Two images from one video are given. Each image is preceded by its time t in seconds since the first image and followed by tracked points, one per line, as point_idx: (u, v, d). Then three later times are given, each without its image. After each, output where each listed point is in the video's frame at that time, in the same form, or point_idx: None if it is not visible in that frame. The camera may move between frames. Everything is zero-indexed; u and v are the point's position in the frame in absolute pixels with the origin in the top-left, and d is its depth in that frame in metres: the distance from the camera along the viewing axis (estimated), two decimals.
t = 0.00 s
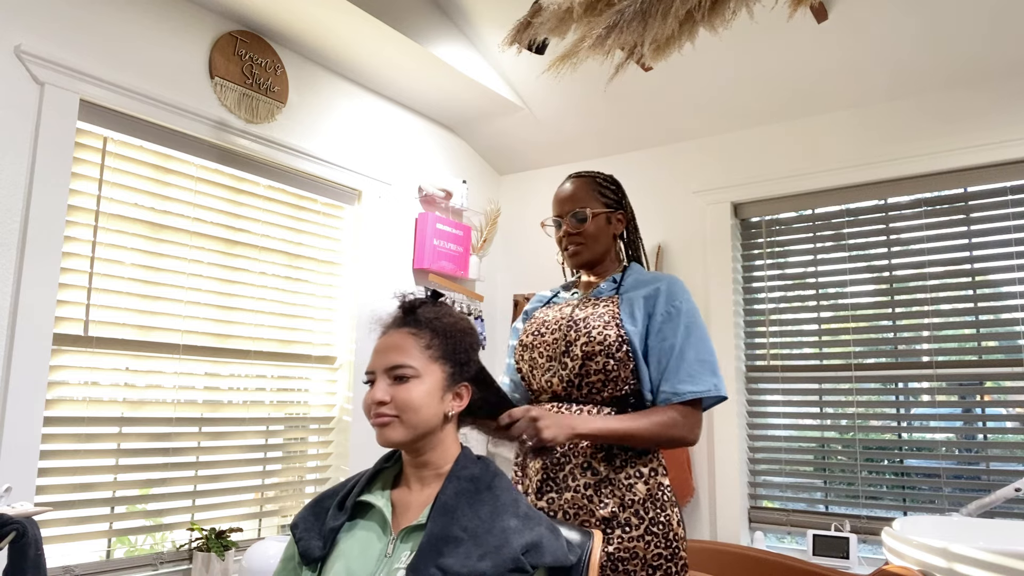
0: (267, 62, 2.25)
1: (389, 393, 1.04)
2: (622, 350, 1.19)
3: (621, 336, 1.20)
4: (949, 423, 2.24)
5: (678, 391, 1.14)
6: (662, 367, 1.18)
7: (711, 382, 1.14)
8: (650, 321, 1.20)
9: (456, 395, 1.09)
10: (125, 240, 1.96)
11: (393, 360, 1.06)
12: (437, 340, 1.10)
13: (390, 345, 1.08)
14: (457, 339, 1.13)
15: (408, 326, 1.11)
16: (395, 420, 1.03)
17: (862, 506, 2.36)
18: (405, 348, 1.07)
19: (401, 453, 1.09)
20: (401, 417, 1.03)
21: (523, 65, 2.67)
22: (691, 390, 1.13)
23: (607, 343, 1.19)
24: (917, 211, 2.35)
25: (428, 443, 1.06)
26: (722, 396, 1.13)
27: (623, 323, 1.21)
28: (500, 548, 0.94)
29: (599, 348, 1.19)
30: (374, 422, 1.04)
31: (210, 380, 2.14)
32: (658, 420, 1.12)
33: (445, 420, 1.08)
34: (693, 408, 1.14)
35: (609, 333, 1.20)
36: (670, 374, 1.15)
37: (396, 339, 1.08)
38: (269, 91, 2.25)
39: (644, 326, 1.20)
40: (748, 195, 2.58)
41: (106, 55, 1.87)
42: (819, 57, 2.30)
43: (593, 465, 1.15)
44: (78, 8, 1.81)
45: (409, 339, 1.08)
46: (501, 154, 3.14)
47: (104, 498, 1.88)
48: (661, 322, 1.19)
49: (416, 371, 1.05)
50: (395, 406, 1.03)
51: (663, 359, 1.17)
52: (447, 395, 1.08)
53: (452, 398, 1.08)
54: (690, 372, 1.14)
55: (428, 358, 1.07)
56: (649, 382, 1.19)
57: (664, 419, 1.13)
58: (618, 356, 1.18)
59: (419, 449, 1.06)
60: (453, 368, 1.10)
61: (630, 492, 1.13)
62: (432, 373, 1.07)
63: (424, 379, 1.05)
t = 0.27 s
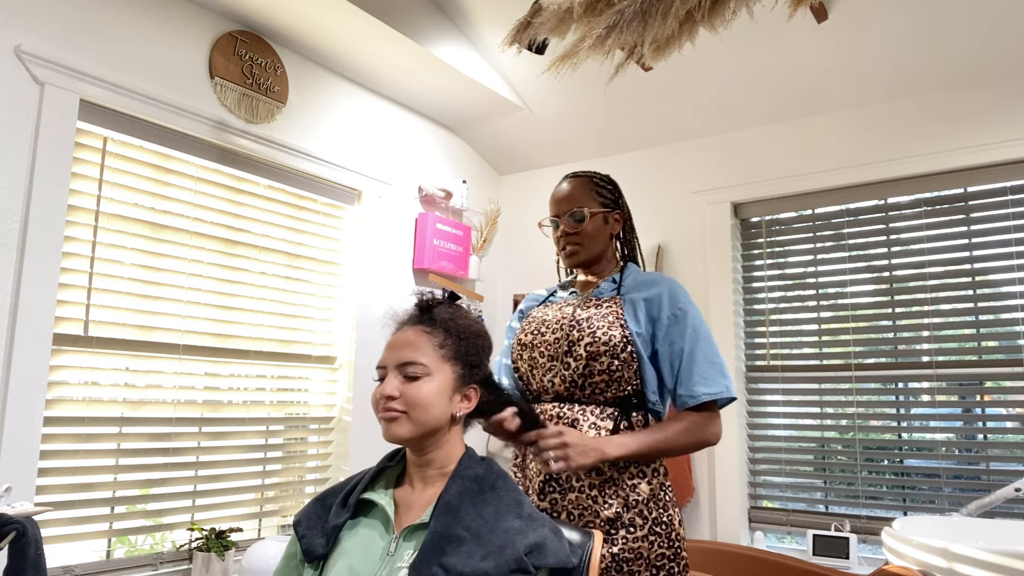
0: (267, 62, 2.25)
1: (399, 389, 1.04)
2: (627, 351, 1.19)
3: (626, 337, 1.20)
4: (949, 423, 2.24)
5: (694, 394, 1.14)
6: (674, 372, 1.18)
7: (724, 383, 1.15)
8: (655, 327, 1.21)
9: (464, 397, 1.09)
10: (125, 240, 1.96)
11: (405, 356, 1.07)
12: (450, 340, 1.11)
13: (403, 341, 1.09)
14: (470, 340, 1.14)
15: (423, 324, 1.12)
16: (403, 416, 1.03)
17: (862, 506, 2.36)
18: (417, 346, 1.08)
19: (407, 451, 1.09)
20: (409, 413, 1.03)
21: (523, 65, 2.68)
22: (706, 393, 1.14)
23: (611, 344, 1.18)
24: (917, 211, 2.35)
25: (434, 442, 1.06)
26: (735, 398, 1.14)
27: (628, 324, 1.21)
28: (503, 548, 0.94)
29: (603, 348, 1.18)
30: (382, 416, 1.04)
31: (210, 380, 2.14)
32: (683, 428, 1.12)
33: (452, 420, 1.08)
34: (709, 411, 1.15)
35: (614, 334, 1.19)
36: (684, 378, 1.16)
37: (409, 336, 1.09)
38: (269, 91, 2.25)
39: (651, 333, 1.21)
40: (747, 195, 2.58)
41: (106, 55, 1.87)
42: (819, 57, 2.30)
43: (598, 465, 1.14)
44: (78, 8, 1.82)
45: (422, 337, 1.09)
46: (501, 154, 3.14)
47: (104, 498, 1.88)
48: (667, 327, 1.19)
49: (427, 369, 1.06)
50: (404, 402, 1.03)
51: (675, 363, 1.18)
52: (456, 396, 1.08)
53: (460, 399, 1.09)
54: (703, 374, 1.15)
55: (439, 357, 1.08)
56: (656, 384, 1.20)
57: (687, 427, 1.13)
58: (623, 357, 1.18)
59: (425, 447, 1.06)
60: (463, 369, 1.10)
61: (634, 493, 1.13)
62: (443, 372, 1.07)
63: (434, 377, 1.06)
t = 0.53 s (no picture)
0: (267, 62, 2.25)
1: (399, 390, 1.04)
2: (619, 351, 1.18)
3: (617, 337, 1.20)
4: (949, 423, 2.24)
5: (648, 386, 1.13)
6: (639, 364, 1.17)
7: (682, 385, 1.13)
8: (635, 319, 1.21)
9: (464, 396, 1.09)
10: (125, 240, 1.96)
11: (405, 357, 1.07)
12: (447, 340, 1.11)
13: (401, 343, 1.09)
14: (466, 340, 1.14)
15: (419, 325, 1.12)
16: (404, 418, 1.04)
17: (862, 506, 2.36)
18: (415, 347, 1.08)
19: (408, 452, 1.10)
20: (410, 414, 1.03)
21: (523, 65, 2.68)
22: (660, 388, 1.12)
23: (603, 344, 1.18)
24: (917, 211, 2.35)
25: (436, 443, 1.06)
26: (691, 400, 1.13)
27: (618, 323, 1.21)
28: (503, 548, 0.94)
29: (595, 349, 1.18)
30: (384, 418, 1.04)
31: (210, 380, 2.14)
32: (636, 416, 1.09)
33: (453, 420, 1.08)
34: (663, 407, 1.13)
35: (604, 334, 1.19)
36: (644, 369, 1.15)
37: (407, 337, 1.10)
38: (269, 91, 2.25)
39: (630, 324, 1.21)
40: (748, 195, 2.58)
41: (106, 55, 1.87)
42: (819, 57, 2.30)
43: (596, 465, 1.14)
44: (78, 8, 1.81)
45: (421, 337, 1.09)
46: (501, 154, 3.14)
47: (104, 497, 1.88)
48: (646, 320, 1.19)
49: (427, 369, 1.06)
50: (405, 403, 1.04)
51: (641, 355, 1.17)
52: (455, 395, 1.08)
53: (460, 399, 1.09)
54: (662, 370, 1.14)
55: (438, 357, 1.08)
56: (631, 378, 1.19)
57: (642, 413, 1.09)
58: (614, 357, 1.18)
59: (427, 448, 1.06)
60: (461, 368, 1.10)
61: (633, 492, 1.13)
62: (443, 372, 1.07)
63: (434, 378, 1.06)
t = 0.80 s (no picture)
0: (267, 62, 2.25)
1: (391, 388, 1.05)
2: (611, 351, 1.18)
3: (610, 336, 1.19)
4: (949, 423, 2.24)
5: (655, 390, 1.13)
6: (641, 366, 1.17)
7: (687, 384, 1.14)
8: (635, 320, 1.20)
9: (458, 395, 1.09)
10: (125, 241, 1.96)
11: (397, 356, 1.07)
12: (441, 340, 1.11)
13: (395, 342, 1.09)
14: (461, 340, 1.14)
15: (413, 325, 1.12)
16: (396, 416, 1.04)
17: (862, 506, 2.36)
18: (409, 346, 1.08)
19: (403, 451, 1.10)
20: (403, 413, 1.03)
21: (523, 65, 2.68)
22: (668, 391, 1.12)
23: (595, 344, 1.18)
24: (917, 211, 2.35)
25: (429, 441, 1.06)
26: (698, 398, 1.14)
27: (612, 322, 1.21)
28: (498, 543, 0.94)
29: (588, 349, 1.19)
30: (376, 417, 1.04)
31: (210, 380, 2.14)
32: (642, 413, 1.10)
33: (447, 419, 1.08)
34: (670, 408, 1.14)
35: (597, 334, 1.19)
36: (647, 373, 1.15)
37: (402, 337, 1.10)
38: (269, 91, 2.25)
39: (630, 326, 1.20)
40: (748, 195, 2.58)
41: (106, 55, 1.87)
42: (819, 57, 2.30)
43: (586, 466, 1.15)
44: (78, 8, 1.82)
45: (414, 336, 1.09)
46: (501, 154, 3.14)
47: (104, 498, 1.88)
48: (646, 322, 1.19)
49: (420, 368, 1.06)
50: (397, 402, 1.04)
51: (644, 358, 1.17)
52: (449, 394, 1.08)
53: (454, 398, 1.08)
54: (666, 372, 1.14)
55: (432, 356, 1.08)
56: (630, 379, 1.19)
57: (643, 413, 1.10)
58: (607, 357, 1.18)
59: (421, 447, 1.06)
60: (455, 368, 1.10)
61: (625, 493, 1.13)
62: (436, 370, 1.07)
63: (427, 376, 1.06)
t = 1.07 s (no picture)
0: (267, 62, 2.25)
1: (395, 393, 1.04)
2: (619, 351, 1.18)
3: (618, 337, 1.20)
4: (949, 423, 2.24)
5: (674, 394, 1.14)
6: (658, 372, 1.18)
7: (706, 386, 1.14)
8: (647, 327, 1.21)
9: (462, 398, 1.09)
10: (125, 241, 1.96)
11: (401, 360, 1.07)
12: (445, 342, 1.11)
13: (398, 345, 1.09)
14: (466, 341, 1.14)
15: (418, 326, 1.12)
16: (401, 420, 1.04)
17: (862, 506, 2.36)
18: (413, 349, 1.08)
19: (406, 453, 1.10)
20: (407, 417, 1.03)
21: (523, 65, 2.68)
22: (687, 395, 1.13)
23: (603, 344, 1.18)
24: (917, 211, 2.35)
25: (434, 444, 1.06)
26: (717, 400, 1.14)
27: (620, 324, 1.21)
28: (504, 546, 0.94)
29: (596, 348, 1.18)
30: (380, 421, 1.04)
31: (210, 380, 2.14)
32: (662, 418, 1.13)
33: (451, 422, 1.08)
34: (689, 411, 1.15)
35: (606, 334, 1.19)
36: (666, 378, 1.15)
37: (405, 340, 1.10)
38: (269, 91, 2.25)
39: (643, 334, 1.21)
40: (747, 195, 2.58)
41: (106, 55, 1.87)
42: (819, 57, 2.30)
43: (589, 465, 1.15)
44: (78, 8, 1.81)
45: (418, 340, 1.09)
46: (501, 154, 3.14)
47: (104, 498, 1.88)
48: (658, 328, 1.19)
49: (424, 372, 1.06)
50: (401, 406, 1.04)
51: (661, 363, 1.17)
52: (453, 397, 1.08)
53: (458, 401, 1.09)
54: (684, 376, 1.15)
55: (435, 359, 1.08)
56: (644, 384, 1.19)
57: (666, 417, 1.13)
58: (614, 357, 1.18)
59: (425, 450, 1.06)
60: (460, 371, 1.10)
61: (626, 492, 1.13)
62: (440, 374, 1.07)
63: (431, 380, 1.06)
